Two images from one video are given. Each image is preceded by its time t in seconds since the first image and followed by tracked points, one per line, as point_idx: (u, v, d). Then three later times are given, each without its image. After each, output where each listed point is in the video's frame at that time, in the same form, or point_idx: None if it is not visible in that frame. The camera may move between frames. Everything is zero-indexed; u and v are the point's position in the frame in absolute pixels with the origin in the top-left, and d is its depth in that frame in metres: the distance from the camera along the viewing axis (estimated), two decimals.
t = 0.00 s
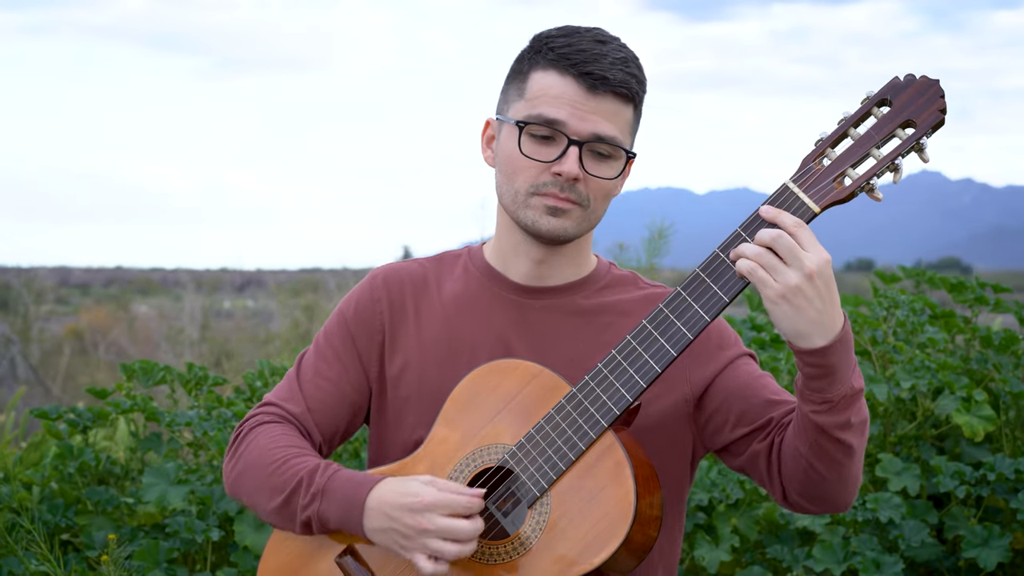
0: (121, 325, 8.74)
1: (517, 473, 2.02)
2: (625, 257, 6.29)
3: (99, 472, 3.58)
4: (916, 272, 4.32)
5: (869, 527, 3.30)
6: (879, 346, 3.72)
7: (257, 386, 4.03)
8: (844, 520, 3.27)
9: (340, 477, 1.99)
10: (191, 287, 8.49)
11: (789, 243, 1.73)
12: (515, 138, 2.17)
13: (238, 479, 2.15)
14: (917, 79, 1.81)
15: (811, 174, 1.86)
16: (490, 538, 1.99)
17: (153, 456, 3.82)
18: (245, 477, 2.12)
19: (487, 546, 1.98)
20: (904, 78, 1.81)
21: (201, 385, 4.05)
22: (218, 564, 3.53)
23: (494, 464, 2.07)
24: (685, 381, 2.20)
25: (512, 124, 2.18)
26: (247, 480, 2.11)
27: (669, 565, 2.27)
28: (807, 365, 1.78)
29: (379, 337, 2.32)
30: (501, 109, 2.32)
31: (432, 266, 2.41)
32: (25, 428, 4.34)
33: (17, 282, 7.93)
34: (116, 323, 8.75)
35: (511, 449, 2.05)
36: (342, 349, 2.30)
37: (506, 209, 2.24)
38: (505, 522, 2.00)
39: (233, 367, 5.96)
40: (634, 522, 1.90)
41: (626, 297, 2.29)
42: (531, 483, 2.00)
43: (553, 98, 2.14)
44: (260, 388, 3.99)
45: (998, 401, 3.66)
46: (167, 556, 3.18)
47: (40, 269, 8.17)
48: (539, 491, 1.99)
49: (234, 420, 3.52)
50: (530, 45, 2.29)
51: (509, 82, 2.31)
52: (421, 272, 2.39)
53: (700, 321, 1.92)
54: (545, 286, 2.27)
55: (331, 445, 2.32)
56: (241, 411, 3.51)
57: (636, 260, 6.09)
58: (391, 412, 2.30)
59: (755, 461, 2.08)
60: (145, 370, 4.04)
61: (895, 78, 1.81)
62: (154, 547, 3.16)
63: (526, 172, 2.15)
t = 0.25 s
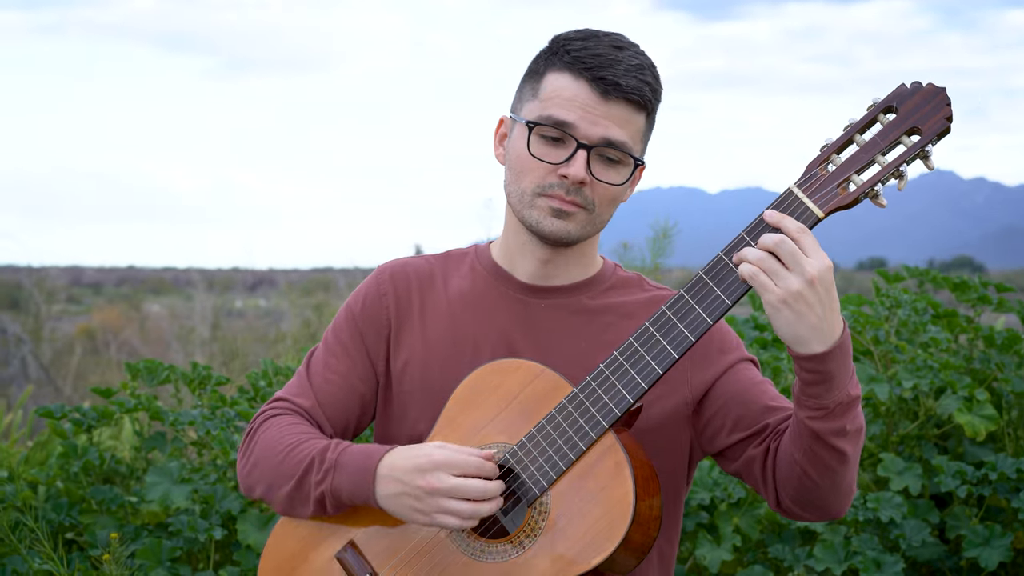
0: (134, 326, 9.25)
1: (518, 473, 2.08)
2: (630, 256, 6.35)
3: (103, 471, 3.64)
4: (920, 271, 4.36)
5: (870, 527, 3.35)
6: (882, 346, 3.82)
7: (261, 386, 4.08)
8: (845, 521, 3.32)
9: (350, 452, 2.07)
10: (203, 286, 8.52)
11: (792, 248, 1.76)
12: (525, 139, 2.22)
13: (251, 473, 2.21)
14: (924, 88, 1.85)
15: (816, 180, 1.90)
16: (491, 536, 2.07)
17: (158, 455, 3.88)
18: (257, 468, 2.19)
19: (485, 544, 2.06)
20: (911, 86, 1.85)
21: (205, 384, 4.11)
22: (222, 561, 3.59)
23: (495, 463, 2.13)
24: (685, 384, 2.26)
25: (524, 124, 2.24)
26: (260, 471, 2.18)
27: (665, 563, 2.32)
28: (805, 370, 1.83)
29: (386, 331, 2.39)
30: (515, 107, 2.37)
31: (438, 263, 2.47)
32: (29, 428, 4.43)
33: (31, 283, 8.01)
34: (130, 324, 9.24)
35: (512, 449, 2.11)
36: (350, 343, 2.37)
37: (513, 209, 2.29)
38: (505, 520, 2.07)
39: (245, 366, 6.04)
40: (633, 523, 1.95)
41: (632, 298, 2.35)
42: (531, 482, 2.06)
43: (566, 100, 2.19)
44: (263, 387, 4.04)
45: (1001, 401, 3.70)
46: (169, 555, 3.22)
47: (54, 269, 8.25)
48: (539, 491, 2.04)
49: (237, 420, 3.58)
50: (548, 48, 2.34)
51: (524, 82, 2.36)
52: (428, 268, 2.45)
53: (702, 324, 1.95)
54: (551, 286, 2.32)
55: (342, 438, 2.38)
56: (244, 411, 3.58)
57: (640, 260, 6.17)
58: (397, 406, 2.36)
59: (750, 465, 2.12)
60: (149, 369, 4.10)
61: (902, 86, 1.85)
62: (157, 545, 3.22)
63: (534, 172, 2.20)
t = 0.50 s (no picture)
0: (144, 326, 9.14)
1: (520, 471, 2.13)
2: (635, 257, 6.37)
3: (109, 470, 3.71)
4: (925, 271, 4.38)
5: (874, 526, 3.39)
6: (886, 345, 3.79)
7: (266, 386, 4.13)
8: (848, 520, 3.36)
9: (350, 467, 2.11)
10: (212, 285, 8.69)
11: (790, 255, 1.83)
12: (544, 152, 2.28)
13: (251, 472, 2.26)
14: (925, 93, 1.90)
15: (819, 183, 1.94)
16: (495, 536, 2.10)
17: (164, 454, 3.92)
18: (258, 469, 2.24)
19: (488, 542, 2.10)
20: (912, 92, 1.90)
21: (209, 384, 4.14)
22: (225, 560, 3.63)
23: (498, 462, 2.18)
24: (690, 384, 2.29)
25: (542, 137, 2.30)
26: (260, 472, 2.23)
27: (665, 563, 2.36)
28: (794, 375, 1.89)
29: (390, 333, 2.43)
30: (529, 115, 2.42)
31: (443, 264, 2.52)
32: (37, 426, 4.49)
33: (39, 284, 8.23)
34: (140, 323, 9.14)
35: (514, 448, 2.16)
36: (353, 345, 2.42)
37: (527, 219, 2.36)
38: (507, 519, 2.10)
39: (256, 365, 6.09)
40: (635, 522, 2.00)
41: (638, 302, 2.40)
42: (534, 481, 2.10)
43: (585, 113, 2.25)
44: (267, 387, 4.08)
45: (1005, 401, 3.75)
46: (173, 554, 3.29)
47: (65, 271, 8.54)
48: (540, 489, 2.09)
49: (241, 419, 3.61)
50: (561, 56, 2.39)
51: (539, 90, 2.41)
52: (433, 268, 2.50)
53: (706, 325, 2.01)
54: (559, 289, 2.37)
55: (342, 438, 2.43)
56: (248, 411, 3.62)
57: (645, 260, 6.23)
58: (400, 407, 2.42)
59: (740, 471, 2.18)
60: (154, 369, 4.15)
61: (904, 91, 1.90)
62: (160, 544, 3.29)
63: (552, 185, 2.26)
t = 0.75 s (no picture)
0: (153, 325, 9.09)
1: (524, 471, 2.16)
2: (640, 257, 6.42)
3: (114, 469, 3.72)
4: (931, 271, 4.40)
5: (878, 527, 3.40)
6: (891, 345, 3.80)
7: (270, 384, 4.16)
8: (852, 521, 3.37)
9: (339, 482, 2.14)
10: (220, 284, 8.71)
11: (799, 264, 1.81)
12: (552, 166, 2.30)
13: (244, 476, 2.31)
14: (927, 92, 1.89)
15: (820, 184, 1.95)
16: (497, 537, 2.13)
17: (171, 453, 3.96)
18: (249, 475, 2.28)
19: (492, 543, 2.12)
20: (915, 91, 1.90)
21: (214, 383, 4.19)
22: (230, 560, 3.65)
23: (501, 461, 2.21)
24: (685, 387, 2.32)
25: (550, 151, 2.31)
26: (252, 479, 2.27)
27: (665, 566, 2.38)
28: (771, 379, 1.91)
29: (388, 340, 2.47)
30: (533, 127, 2.44)
31: (442, 268, 2.55)
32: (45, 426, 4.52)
33: (51, 284, 8.31)
34: (149, 322, 9.11)
35: (518, 448, 2.19)
36: (351, 351, 2.46)
37: (534, 229, 2.37)
38: (509, 520, 2.15)
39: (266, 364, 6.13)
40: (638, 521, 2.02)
41: (638, 307, 2.42)
42: (536, 480, 2.13)
43: (591, 126, 2.27)
44: (273, 387, 4.11)
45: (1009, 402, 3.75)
46: (178, 553, 3.33)
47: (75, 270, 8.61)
48: (545, 489, 2.11)
49: (246, 418, 3.65)
50: (562, 67, 2.43)
51: (542, 101, 2.43)
52: (433, 275, 2.54)
53: (707, 324, 2.01)
54: (561, 294, 2.40)
55: (337, 444, 2.47)
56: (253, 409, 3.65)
57: (651, 260, 6.26)
58: (397, 413, 2.46)
59: (717, 480, 2.20)
60: (160, 369, 4.21)
61: (906, 91, 1.90)
62: (165, 544, 3.32)
63: (562, 198, 2.28)
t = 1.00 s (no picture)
0: (165, 326, 9.13)
1: (522, 470, 2.17)
2: (646, 257, 6.43)
3: (119, 468, 3.77)
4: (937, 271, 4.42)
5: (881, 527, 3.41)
6: (895, 346, 3.81)
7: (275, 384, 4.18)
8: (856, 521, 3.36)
9: (341, 482, 2.14)
10: (232, 284, 8.89)
11: (801, 257, 1.84)
12: (543, 171, 2.29)
13: (240, 477, 2.30)
14: (923, 90, 1.92)
15: (817, 180, 1.98)
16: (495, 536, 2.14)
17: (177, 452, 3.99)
18: (246, 476, 2.28)
19: (490, 543, 2.12)
20: (910, 88, 1.93)
21: (219, 383, 4.24)
22: (233, 561, 3.65)
23: (499, 461, 2.20)
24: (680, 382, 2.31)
25: (538, 157, 2.30)
26: (248, 480, 2.26)
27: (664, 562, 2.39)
28: (768, 372, 1.94)
29: (383, 342, 2.45)
30: (516, 133, 2.43)
31: (435, 271, 2.53)
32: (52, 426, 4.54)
33: (63, 283, 8.28)
34: (161, 322, 9.15)
35: (517, 447, 2.19)
36: (345, 353, 2.44)
37: (528, 233, 2.37)
38: (508, 520, 2.16)
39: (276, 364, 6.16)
40: (638, 518, 2.05)
41: (630, 305, 2.43)
42: (536, 479, 2.14)
43: (578, 128, 2.27)
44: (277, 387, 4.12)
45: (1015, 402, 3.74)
46: (181, 553, 3.34)
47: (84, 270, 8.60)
48: (544, 488, 2.13)
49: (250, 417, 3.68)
50: (541, 69, 2.42)
51: (523, 106, 2.42)
52: (426, 276, 2.51)
53: (706, 321, 2.04)
54: (557, 294, 2.40)
55: (332, 446, 2.47)
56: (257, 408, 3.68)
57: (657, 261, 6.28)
58: (393, 415, 2.44)
59: (712, 474, 2.22)
60: (165, 369, 4.26)
61: (902, 88, 1.93)
62: (168, 544, 3.33)
63: (555, 202, 2.28)
